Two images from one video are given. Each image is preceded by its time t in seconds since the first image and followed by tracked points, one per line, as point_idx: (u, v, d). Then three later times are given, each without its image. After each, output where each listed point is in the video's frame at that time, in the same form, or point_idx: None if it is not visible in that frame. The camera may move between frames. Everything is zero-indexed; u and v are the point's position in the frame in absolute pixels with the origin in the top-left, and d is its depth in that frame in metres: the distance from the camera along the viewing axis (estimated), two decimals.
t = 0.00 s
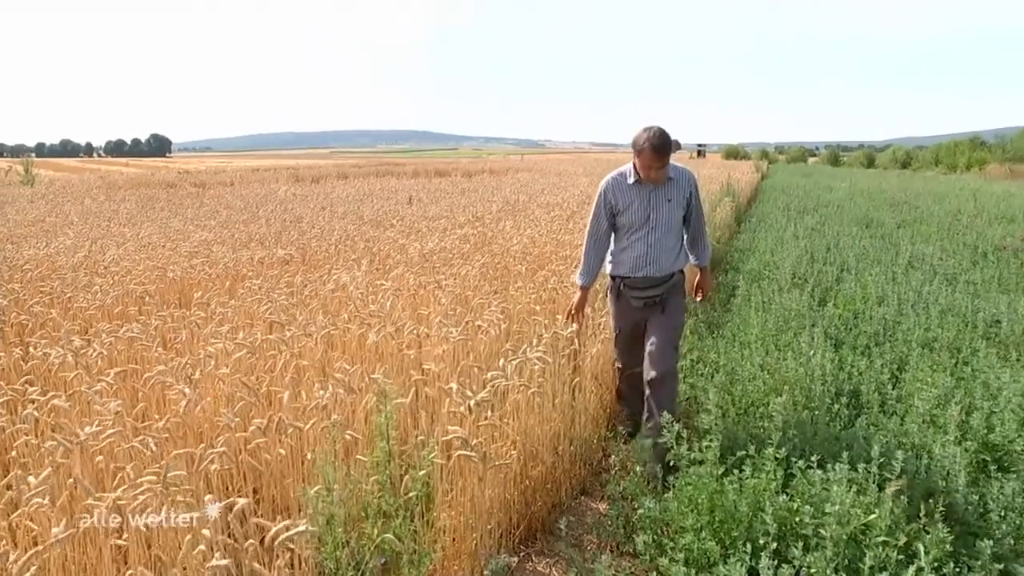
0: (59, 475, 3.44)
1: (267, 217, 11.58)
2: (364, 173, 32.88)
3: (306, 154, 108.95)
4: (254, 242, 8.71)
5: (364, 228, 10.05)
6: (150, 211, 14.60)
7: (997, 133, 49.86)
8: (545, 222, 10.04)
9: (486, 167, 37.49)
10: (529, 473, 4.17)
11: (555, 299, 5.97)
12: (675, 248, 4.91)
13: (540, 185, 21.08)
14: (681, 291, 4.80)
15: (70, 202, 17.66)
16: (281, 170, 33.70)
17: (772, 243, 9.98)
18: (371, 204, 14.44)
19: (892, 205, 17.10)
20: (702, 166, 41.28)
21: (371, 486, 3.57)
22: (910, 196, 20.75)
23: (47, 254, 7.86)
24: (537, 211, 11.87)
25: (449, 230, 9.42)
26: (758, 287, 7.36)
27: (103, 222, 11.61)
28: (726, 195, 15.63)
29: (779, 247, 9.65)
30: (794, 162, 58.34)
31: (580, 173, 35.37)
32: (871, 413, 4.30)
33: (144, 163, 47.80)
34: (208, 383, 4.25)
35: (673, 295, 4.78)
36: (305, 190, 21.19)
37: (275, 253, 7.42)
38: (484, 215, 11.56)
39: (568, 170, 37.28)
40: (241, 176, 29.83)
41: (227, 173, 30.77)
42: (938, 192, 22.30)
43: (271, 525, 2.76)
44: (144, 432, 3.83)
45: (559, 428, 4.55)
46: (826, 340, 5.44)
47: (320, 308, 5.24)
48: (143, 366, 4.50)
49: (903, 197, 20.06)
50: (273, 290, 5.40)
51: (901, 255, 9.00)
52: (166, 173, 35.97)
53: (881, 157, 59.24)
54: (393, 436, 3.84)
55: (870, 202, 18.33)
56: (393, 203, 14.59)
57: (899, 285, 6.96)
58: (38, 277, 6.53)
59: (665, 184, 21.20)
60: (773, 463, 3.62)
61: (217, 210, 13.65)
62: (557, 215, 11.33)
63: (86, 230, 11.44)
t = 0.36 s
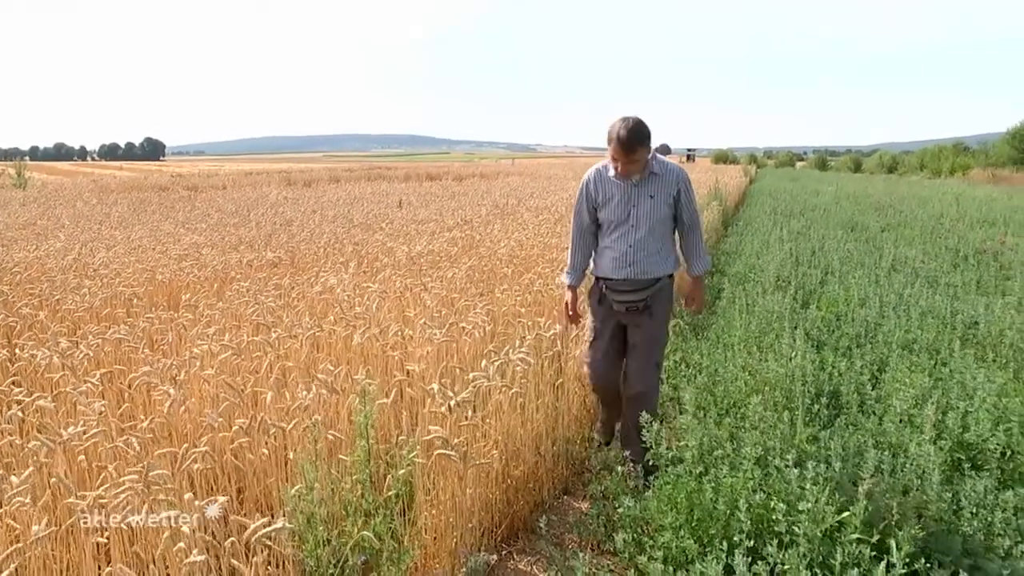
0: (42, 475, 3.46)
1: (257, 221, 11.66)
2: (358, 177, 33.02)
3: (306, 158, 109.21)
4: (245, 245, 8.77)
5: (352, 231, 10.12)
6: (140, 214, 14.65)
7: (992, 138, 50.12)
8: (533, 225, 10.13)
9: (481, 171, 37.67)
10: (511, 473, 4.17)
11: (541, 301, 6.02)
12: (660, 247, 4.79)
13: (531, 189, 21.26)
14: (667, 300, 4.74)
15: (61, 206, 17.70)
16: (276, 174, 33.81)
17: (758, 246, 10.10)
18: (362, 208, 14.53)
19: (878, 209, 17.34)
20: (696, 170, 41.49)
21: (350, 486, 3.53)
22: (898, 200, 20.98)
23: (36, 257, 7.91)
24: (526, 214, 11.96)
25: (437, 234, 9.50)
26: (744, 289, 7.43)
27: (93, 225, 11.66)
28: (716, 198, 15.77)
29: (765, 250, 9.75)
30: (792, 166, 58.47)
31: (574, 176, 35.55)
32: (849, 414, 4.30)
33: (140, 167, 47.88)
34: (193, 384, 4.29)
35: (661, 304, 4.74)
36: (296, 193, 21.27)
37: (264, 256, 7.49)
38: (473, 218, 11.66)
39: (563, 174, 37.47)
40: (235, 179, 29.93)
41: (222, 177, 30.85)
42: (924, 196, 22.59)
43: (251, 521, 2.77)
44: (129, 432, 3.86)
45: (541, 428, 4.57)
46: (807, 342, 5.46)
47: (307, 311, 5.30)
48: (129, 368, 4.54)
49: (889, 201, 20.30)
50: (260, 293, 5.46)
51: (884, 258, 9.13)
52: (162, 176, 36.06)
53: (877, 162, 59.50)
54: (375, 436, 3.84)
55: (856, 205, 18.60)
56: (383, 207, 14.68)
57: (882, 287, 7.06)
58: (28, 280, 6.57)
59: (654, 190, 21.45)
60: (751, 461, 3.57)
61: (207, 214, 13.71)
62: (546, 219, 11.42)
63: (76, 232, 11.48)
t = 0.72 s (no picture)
0: (19, 471, 3.48)
1: (235, 219, 11.65)
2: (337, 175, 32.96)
3: (287, 157, 108.68)
4: (223, 243, 8.79)
5: (331, 227, 10.16)
6: (116, 212, 14.57)
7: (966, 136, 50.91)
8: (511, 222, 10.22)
9: (461, 169, 37.72)
10: (487, 464, 4.23)
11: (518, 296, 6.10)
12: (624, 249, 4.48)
13: (509, 187, 21.37)
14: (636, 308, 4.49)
15: (34, 204, 17.53)
16: (255, 173, 33.67)
17: (732, 242, 10.24)
18: (341, 205, 14.55)
19: (850, 204, 17.63)
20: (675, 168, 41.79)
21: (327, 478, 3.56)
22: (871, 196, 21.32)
23: (11, 256, 7.87)
24: (504, 211, 12.04)
25: (416, 231, 9.57)
26: (717, 283, 7.54)
27: (68, 224, 11.59)
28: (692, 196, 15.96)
29: (739, 245, 9.90)
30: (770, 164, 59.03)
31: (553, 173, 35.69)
32: (818, 403, 4.41)
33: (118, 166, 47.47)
34: (172, 380, 4.32)
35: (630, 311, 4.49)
36: (274, 191, 21.21)
37: (242, 254, 7.51)
38: (452, 215, 11.72)
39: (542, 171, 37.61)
40: (212, 177, 29.77)
41: (199, 175, 30.66)
42: (896, 192, 22.98)
43: (229, 510, 2.81)
44: (107, 427, 3.88)
45: (517, 420, 4.63)
46: (778, 335, 5.57)
47: (285, 307, 5.35)
48: (107, 365, 4.55)
49: (862, 197, 20.63)
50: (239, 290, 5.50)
51: (855, 252, 9.31)
52: (140, 175, 35.80)
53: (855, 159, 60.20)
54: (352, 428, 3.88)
55: (830, 201, 18.89)
56: (362, 204, 14.71)
57: (852, 280, 7.20)
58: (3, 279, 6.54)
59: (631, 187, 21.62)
60: (722, 451, 3.65)
61: (184, 212, 13.65)
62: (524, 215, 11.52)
63: (50, 229, 11.40)
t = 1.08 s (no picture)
0: None
1: (177, 212, 11.44)
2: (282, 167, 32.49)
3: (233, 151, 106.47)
4: (163, 237, 8.63)
5: (275, 219, 10.07)
6: (50, 208, 14.15)
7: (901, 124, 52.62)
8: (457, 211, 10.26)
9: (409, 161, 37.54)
10: (434, 449, 4.27)
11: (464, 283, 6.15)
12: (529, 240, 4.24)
13: (455, 177, 21.41)
14: (554, 301, 4.28)
15: None
16: (196, 166, 32.94)
17: (674, 227, 10.45)
18: (286, 197, 14.39)
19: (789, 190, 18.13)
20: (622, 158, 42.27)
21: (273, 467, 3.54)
22: (808, 181, 21.96)
23: None
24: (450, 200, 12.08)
25: (362, 221, 9.54)
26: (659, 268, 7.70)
27: None
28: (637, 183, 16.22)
29: (681, 231, 10.11)
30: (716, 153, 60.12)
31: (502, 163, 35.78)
32: (756, 380, 4.58)
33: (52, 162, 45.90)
34: (112, 375, 4.25)
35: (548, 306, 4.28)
36: (216, 184, 20.84)
37: (184, 248, 7.40)
38: (399, 205, 11.70)
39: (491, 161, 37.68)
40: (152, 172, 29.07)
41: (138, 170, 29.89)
42: (832, 177, 23.72)
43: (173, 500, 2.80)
44: (45, 424, 3.80)
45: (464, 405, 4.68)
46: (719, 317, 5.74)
47: (228, 300, 5.30)
48: (45, 363, 4.46)
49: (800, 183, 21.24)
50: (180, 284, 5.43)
51: (791, 236, 9.60)
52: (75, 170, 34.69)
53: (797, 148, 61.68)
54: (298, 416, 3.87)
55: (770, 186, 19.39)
56: (307, 196, 14.56)
57: (789, 264, 7.44)
58: None
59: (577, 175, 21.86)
60: (663, 429, 3.76)
61: (123, 207, 13.34)
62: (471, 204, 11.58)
63: None
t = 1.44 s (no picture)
0: None
1: (69, 206, 10.89)
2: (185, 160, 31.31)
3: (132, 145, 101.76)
4: (52, 233, 8.21)
5: (176, 213, 9.73)
6: None
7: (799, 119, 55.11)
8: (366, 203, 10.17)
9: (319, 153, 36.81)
10: (341, 441, 4.23)
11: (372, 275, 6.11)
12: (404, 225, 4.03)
13: (365, 168, 21.15)
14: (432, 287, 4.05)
15: None
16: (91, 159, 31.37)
17: (582, 217, 10.65)
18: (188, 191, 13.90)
19: (692, 179, 18.77)
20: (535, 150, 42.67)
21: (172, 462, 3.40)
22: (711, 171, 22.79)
23: None
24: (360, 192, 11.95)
25: (268, 214, 9.34)
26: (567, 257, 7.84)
27: None
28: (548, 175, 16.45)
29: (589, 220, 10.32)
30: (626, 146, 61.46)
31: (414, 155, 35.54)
32: (658, 362, 4.74)
33: None
34: None
35: (426, 291, 4.02)
36: (110, 177, 19.88)
37: (76, 244, 7.07)
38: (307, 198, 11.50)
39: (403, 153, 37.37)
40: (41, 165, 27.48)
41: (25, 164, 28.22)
42: (733, 167, 24.69)
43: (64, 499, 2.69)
44: None
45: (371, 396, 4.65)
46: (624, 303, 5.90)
47: (123, 296, 5.10)
48: None
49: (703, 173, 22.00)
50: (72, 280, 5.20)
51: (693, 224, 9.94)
52: None
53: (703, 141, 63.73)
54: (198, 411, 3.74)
55: (676, 176, 20.00)
56: (210, 189, 14.10)
57: (690, 251, 7.72)
58: None
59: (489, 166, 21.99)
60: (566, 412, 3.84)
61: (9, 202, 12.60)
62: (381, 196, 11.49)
63: None
